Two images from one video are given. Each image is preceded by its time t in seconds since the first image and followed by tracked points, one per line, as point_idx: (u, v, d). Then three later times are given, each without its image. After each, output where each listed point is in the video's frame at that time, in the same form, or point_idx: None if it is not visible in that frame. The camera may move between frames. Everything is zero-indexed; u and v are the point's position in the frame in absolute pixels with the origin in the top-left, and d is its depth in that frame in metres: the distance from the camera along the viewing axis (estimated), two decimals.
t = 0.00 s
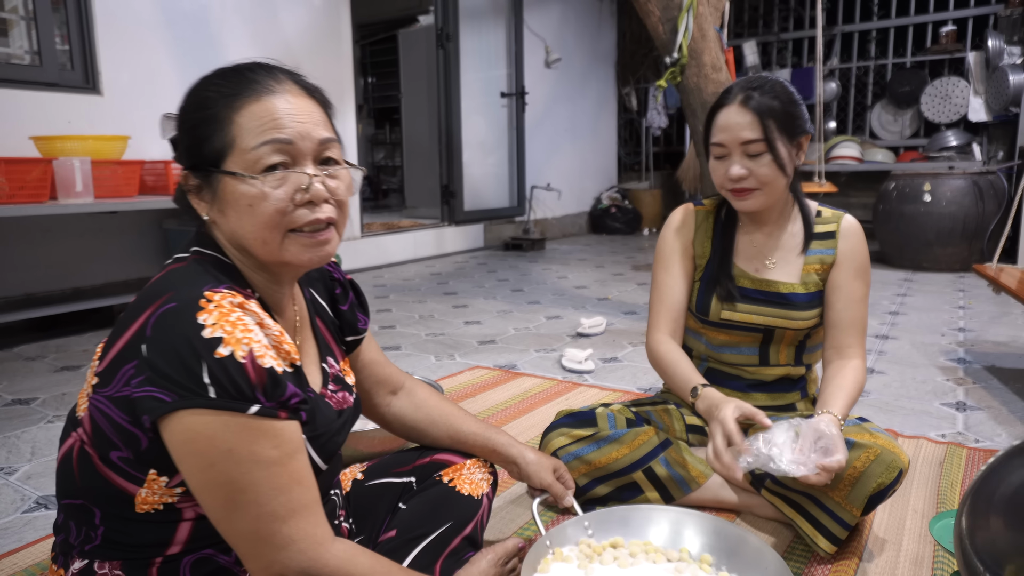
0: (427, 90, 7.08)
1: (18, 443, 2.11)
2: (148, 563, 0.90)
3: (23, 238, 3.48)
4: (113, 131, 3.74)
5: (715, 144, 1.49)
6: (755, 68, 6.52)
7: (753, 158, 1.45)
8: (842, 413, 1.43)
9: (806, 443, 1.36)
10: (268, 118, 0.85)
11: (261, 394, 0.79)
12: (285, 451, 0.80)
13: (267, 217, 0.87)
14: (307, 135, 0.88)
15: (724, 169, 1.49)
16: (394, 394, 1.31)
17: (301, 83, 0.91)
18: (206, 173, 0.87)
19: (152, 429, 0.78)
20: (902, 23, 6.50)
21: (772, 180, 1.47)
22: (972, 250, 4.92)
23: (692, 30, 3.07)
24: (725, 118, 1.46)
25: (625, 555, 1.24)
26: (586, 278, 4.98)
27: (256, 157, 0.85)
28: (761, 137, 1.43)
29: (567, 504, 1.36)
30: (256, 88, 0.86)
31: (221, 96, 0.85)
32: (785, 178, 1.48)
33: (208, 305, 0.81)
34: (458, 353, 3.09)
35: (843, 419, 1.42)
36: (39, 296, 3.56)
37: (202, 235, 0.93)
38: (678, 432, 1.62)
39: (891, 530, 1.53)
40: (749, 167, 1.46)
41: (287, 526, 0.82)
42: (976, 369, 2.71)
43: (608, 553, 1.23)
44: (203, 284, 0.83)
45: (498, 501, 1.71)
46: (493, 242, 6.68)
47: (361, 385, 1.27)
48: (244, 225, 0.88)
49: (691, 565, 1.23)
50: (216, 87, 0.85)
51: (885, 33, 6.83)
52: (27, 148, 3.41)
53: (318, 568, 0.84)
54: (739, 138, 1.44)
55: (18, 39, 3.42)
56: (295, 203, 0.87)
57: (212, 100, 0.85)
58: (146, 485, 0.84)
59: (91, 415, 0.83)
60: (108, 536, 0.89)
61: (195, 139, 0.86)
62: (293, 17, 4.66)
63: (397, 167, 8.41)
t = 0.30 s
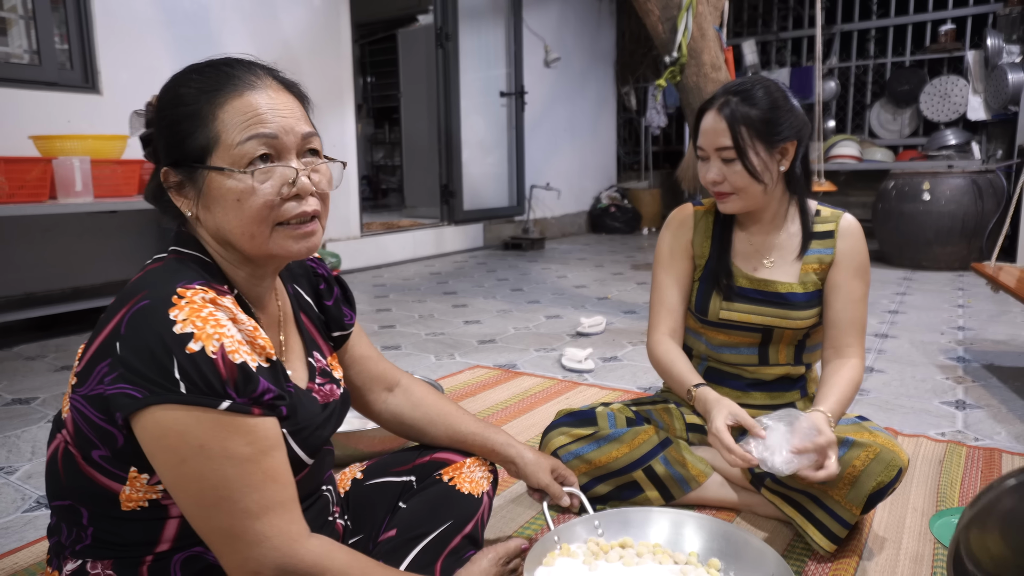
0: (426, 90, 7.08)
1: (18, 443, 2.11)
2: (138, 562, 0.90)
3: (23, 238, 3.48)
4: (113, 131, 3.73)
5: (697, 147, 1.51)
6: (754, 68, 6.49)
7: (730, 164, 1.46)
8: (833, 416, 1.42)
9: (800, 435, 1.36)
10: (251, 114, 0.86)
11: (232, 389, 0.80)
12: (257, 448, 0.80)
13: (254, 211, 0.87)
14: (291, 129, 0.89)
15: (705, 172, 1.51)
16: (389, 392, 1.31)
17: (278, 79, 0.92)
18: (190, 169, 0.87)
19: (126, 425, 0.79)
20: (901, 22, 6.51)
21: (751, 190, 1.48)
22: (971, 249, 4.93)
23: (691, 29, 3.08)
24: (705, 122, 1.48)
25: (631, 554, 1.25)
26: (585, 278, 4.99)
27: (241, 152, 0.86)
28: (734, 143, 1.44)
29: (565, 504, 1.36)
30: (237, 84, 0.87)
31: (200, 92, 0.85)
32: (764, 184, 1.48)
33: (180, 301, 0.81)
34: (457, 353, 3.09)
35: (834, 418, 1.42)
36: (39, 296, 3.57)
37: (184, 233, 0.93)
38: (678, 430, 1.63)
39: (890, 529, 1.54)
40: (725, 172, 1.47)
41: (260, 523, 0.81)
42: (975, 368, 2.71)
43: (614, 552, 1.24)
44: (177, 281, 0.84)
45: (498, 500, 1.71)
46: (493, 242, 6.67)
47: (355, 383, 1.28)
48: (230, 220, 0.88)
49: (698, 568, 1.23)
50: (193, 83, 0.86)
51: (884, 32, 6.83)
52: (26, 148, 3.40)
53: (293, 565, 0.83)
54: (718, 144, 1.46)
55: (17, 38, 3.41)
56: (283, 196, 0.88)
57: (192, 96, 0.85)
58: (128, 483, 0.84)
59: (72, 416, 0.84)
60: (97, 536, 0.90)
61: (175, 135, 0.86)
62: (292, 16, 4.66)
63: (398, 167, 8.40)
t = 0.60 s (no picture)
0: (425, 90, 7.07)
1: (17, 442, 2.12)
2: (130, 557, 0.90)
3: (22, 237, 3.48)
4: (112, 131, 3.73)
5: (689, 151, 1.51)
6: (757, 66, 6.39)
7: (724, 167, 1.46)
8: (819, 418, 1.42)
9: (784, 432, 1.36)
10: (277, 115, 0.87)
11: (217, 377, 0.80)
12: (241, 438, 0.80)
13: (277, 210, 0.88)
14: (310, 133, 0.91)
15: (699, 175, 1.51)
16: (384, 392, 1.32)
17: (289, 82, 0.93)
18: (212, 164, 0.86)
19: (114, 415, 0.78)
20: (899, 22, 6.51)
21: (744, 192, 1.49)
22: (969, 248, 4.93)
23: (689, 29, 3.07)
24: (698, 126, 1.48)
25: (630, 553, 1.25)
26: (584, 277, 4.99)
27: (267, 151, 0.87)
28: (728, 147, 1.44)
29: (561, 503, 1.35)
30: (258, 84, 0.87)
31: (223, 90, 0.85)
32: (761, 185, 1.48)
33: (169, 291, 0.81)
34: (456, 352, 3.10)
35: (819, 427, 1.42)
36: (37, 295, 3.57)
37: (178, 232, 0.93)
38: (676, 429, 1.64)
39: (888, 528, 1.54)
40: (720, 175, 1.47)
41: (243, 513, 0.80)
42: (973, 367, 2.71)
43: (613, 551, 1.25)
44: (167, 272, 0.84)
45: (496, 499, 1.71)
46: (492, 242, 6.67)
47: (349, 383, 1.28)
48: (250, 216, 0.89)
49: (696, 568, 1.23)
50: (214, 81, 0.85)
51: (883, 31, 6.84)
52: (24, 148, 3.40)
53: (275, 555, 0.82)
54: (711, 147, 1.45)
55: (16, 38, 3.39)
56: (304, 195, 0.89)
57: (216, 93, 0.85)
58: (118, 475, 0.85)
59: (62, 409, 0.84)
60: (88, 532, 0.90)
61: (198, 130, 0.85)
62: (291, 15, 4.65)
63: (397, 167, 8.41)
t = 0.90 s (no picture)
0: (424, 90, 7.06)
1: (16, 442, 2.11)
2: (127, 555, 0.90)
3: (21, 237, 3.47)
4: (110, 130, 3.73)
5: (722, 139, 1.48)
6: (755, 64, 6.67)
7: (767, 153, 1.45)
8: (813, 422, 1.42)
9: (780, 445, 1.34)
10: (318, 136, 0.89)
11: (229, 362, 0.80)
12: (263, 416, 0.79)
13: (296, 223, 0.90)
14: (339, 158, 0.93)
15: (734, 166, 1.47)
16: (382, 392, 1.32)
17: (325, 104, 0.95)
18: (244, 167, 0.86)
19: (121, 409, 0.78)
20: (899, 21, 6.51)
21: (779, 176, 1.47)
22: (969, 248, 4.93)
23: (690, 28, 3.07)
24: (733, 114, 1.46)
25: (628, 553, 1.25)
26: (584, 277, 4.98)
27: (301, 166, 0.88)
28: (775, 131, 1.44)
29: (560, 501, 1.34)
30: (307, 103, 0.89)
31: (281, 103, 0.86)
32: (791, 174, 1.49)
33: (169, 286, 0.81)
34: (456, 351, 3.10)
35: (814, 428, 1.41)
36: (36, 295, 3.57)
37: (178, 233, 0.94)
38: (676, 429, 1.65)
39: (887, 528, 1.54)
40: (763, 162, 1.45)
41: (276, 489, 0.79)
42: (974, 366, 2.71)
43: (612, 550, 1.24)
44: (165, 268, 0.84)
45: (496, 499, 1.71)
46: (491, 242, 6.66)
47: (346, 383, 1.28)
48: (269, 225, 0.90)
49: (696, 567, 1.23)
50: (267, 90, 0.86)
51: (882, 31, 6.84)
52: (22, 147, 3.39)
53: (314, 526, 0.82)
54: (754, 134, 1.44)
55: (15, 37, 3.38)
56: (322, 216, 0.92)
57: (273, 103, 0.85)
58: (117, 469, 0.85)
59: (62, 405, 0.84)
60: (86, 529, 0.90)
61: (246, 133, 0.85)
62: (289, 14, 4.64)
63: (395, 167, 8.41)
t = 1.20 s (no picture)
0: (424, 89, 7.06)
1: (16, 440, 2.12)
2: (130, 553, 0.90)
3: (21, 235, 3.48)
4: (111, 129, 3.73)
5: (745, 138, 1.45)
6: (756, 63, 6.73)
7: (789, 154, 1.44)
8: (816, 420, 1.43)
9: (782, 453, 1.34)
10: (330, 138, 0.90)
11: (238, 363, 0.80)
12: (269, 418, 0.79)
13: (307, 224, 0.90)
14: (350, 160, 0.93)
15: (754, 166, 1.46)
16: (384, 391, 1.32)
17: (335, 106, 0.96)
18: (257, 167, 0.86)
19: (129, 407, 0.79)
20: (901, 20, 6.51)
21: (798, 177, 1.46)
22: (970, 247, 4.93)
23: (690, 27, 3.07)
24: (756, 111, 1.44)
25: (628, 552, 1.25)
26: (584, 276, 4.99)
27: (313, 168, 0.89)
28: (799, 131, 1.43)
29: (563, 502, 1.34)
30: (320, 107, 0.90)
31: (297, 106, 0.87)
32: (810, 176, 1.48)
33: (181, 285, 0.82)
34: (456, 350, 3.10)
35: (817, 428, 1.42)
36: (37, 294, 3.57)
37: (190, 233, 0.94)
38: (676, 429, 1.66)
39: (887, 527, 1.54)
40: (784, 162, 1.44)
41: (280, 491, 0.80)
42: (974, 366, 2.71)
43: (612, 549, 1.25)
44: (175, 267, 0.85)
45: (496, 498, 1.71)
46: (492, 241, 6.67)
47: (349, 383, 1.29)
48: (281, 225, 0.90)
49: (696, 566, 1.22)
50: (280, 90, 0.86)
51: (883, 30, 6.84)
52: (23, 146, 3.39)
53: (316, 529, 0.82)
54: (779, 135, 1.42)
55: (16, 37, 3.40)
56: (333, 217, 0.92)
57: (288, 105, 0.86)
58: (123, 467, 0.85)
59: (69, 401, 0.84)
60: (88, 527, 0.90)
61: (262, 134, 0.85)
62: (290, 13, 4.64)
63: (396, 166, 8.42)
